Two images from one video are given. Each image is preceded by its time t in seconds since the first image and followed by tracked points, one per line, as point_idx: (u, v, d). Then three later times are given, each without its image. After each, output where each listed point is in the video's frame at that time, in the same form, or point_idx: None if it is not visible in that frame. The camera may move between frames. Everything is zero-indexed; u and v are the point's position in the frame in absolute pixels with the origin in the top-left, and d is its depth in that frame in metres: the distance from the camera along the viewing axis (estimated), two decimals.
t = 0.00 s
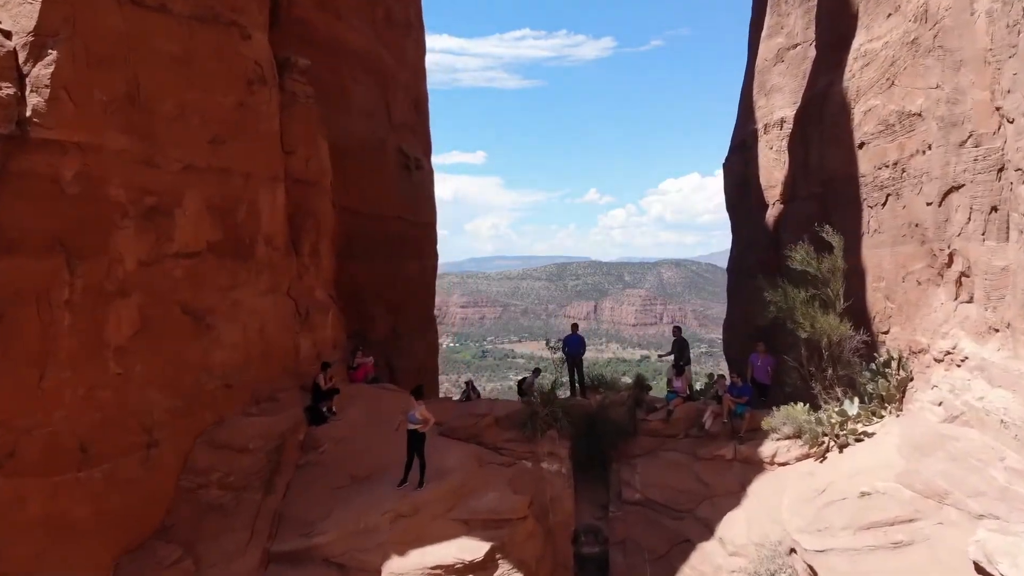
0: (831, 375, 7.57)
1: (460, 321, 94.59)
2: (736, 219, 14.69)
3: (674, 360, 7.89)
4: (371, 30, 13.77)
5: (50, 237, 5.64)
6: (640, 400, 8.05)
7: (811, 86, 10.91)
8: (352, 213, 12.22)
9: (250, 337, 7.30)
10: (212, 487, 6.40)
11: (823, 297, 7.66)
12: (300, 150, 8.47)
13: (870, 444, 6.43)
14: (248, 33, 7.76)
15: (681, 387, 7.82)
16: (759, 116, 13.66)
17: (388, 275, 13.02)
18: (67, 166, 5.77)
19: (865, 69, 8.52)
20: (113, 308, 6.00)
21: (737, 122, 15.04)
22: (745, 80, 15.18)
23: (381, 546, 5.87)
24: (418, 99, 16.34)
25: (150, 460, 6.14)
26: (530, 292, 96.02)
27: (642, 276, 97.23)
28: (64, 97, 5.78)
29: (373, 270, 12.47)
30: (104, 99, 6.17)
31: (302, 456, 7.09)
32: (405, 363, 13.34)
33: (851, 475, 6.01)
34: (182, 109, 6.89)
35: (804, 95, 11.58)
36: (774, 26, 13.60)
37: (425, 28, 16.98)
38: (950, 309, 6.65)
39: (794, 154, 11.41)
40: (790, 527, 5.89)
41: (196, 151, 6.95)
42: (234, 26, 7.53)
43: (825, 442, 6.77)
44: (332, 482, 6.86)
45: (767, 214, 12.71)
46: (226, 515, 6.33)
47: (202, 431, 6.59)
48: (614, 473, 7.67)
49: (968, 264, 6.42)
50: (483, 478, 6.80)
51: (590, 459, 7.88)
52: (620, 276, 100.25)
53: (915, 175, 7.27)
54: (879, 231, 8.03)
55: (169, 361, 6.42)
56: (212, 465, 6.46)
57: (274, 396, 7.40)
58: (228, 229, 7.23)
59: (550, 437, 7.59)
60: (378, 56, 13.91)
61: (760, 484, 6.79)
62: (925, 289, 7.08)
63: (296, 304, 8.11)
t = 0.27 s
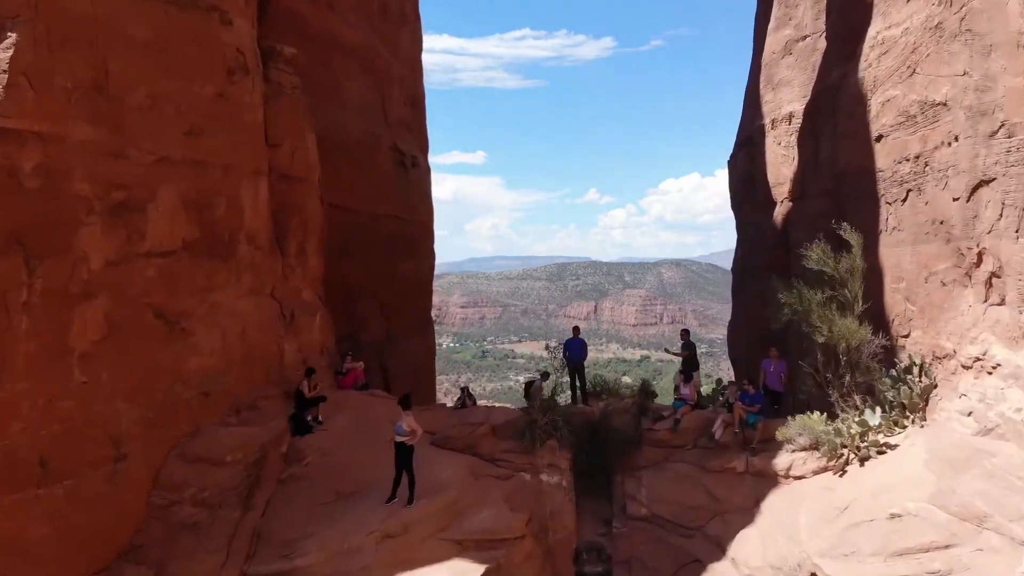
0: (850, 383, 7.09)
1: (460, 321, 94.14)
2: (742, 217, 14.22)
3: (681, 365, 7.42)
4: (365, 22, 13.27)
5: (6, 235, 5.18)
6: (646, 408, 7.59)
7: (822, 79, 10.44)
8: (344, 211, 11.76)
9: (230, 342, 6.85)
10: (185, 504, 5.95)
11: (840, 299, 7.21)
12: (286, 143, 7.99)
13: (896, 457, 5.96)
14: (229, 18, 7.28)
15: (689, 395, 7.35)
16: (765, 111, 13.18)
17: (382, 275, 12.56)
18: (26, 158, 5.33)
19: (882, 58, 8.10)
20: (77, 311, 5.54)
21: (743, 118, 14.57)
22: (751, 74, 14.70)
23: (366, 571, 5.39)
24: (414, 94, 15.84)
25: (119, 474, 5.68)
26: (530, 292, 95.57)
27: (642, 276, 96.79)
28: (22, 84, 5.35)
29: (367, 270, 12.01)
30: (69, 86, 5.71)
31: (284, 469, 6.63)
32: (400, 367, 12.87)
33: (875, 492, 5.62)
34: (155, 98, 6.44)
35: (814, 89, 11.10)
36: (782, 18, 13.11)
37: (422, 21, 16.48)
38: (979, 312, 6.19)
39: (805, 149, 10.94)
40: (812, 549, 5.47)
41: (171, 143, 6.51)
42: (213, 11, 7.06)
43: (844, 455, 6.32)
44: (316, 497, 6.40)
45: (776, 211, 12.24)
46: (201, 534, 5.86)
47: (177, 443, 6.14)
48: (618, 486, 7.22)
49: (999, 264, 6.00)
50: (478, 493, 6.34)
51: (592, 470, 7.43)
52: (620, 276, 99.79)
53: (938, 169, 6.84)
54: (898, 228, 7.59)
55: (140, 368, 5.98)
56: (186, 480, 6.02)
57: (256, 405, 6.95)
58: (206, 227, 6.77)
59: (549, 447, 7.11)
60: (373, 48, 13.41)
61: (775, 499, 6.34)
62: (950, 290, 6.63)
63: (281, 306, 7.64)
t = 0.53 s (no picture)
0: (873, 393, 6.55)
1: (459, 321, 93.66)
2: (748, 215, 13.70)
3: (690, 373, 6.88)
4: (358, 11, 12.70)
5: None
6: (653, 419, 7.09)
7: (836, 69, 9.91)
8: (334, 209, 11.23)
9: (203, 349, 6.35)
10: (150, 528, 5.43)
11: (863, 302, 6.69)
12: (267, 135, 7.46)
13: (929, 476, 5.46)
14: None
15: (699, 404, 6.81)
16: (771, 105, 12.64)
17: (376, 276, 12.03)
18: None
19: (905, 43, 7.58)
20: (28, 316, 4.97)
21: (750, 112, 14.03)
22: (758, 67, 14.17)
23: None
24: (409, 87, 15.29)
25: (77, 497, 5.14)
26: (530, 292, 95.06)
27: (642, 276, 96.34)
28: None
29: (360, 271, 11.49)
30: (22, 66, 5.13)
31: (260, 488, 6.13)
32: (394, 371, 12.36)
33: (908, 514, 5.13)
34: (121, 83, 5.88)
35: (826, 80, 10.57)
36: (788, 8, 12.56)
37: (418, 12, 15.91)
38: (1016, 317, 5.66)
39: (818, 143, 10.40)
40: None
41: (140, 132, 5.97)
42: None
43: (870, 472, 5.80)
44: (296, 518, 5.89)
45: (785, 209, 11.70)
46: (169, 562, 5.33)
47: (143, 461, 5.62)
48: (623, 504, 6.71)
49: None
50: (471, 514, 5.84)
51: (595, 486, 6.94)
52: (620, 276, 99.31)
53: (970, 161, 6.34)
54: (923, 226, 7.07)
55: (103, 380, 5.45)
56: (150, 502, 5.49)
57: (232, 417, 6.43)
58: (177, 224, 6.24)
59: (548, 461, 6.59)
60: (366, 39, 12.84)
61: (795, 520, 5.85)
62: (983, 292, 6.10)
63: (260, 309, 7.11)
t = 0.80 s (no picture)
0: (893, 402, 6.14)
1: (459, 321, 93.30)
2: (754, 214, 13.28)
3: (699, 379, 6.49)
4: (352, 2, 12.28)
5: None
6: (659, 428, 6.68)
7: (848, 60, 9.49)
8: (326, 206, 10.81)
9: (180, 354, 5.95)
10: (119, 547, 5.00)
11: (883, 304, 6.29)
12: (251, 127, 7.05)
13: (958, 492, 5.05)
14: None
15: (708, 413, 6.41)
16: (777, 99, 12.21)
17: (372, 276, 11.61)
18: None
19: (926, 31, 7.22)
20: None
21: (757, 108, 13.61)
22: (764, 61, 13.75)
23: None
24: (406, 82, 14.86)
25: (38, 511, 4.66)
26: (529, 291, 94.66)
27: (642, 275, 95.99)
28: None
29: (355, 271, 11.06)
30: None
31: (240, 502, 5.78)
32: (391, 374, 11.96)
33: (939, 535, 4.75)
34: (95, 66, 5.44)
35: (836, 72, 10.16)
36: None
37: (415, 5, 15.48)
38: None
39: (829, 137, 9.99)
40: None
41: (112, 121, 5.55)
42: None
43: (892, 487, 5.41)
44: (276, 535, 5.50)
45: (794, 207, 11.28)
46: None
47: (113, 475, 5.19)
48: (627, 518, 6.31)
49: None
50: (464, 531, 5.44)
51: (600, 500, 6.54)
52: (620, 276, 98.94)
53: (998, 154, 5.95)
54: (944, 223, 6.67)
55: (69, 386, 5.01)
56: (120, 518, 5.06)
57: (210, 426, 6.04)
58: (150, 220, 5.83)
59: (548, 473, 6.18)
60: (360, 31, 12.42)
61: (813, 540, 5.46)
62: (1011, 294, 5.71)
63: (241, 311, 6.69)
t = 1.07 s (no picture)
0: (923, 415, 5.65)
1: (459, 321, 92.79)
2: (761, 211, 12.77)
3: (712, 389, 5.99)
4: None
5: None
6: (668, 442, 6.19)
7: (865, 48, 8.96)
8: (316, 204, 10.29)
9: (146, 363, 5.44)
10: None
11: (913, 308, 5.79)
12: (229, 117, 6.52)
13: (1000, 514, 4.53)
14: None
15: (722, 426, 5.89)
16: (788, 92, 11.69)
17: (364, 277, 11.10)
18: None
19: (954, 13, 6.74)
20: None
21: (765, 101, 13.07)
22: (772, 53, 13.21)
23: None
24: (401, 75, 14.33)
25: None
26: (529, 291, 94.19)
27: (642, 275, 95.51)
28: None
29: (347, 271, 10.55)
30: None
31: (210, 526, 5.29)
32: (384, 379, 11.47)
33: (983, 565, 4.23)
34: (50, 43, 4.89)
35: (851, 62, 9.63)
36: None
37: None
38: None
39: (844, 131, 9.47)
40: None
41: (70, 106, 5.00)
42: None
43: (926, 510, 4.91)
44: (248, 564, 5.01)
45: (805, 204, 10.76)
46: None
47: (67, 498, 4.66)
48: (634, 540, 5.83)
49: None
50: (454, 559, 4.95)
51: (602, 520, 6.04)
52: (619, 276, 98.52)
53: None
54: (976, 220, 6.18)
55: (18, 400, 4.45)
56: (74, 547, 4.53)
57: (180, 442, 5.53)
58: (113, 216, 5.30)
59: (548, 491, 5.70)
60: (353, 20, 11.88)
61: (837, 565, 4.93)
62: None
63: (216, 316, 6.19)
